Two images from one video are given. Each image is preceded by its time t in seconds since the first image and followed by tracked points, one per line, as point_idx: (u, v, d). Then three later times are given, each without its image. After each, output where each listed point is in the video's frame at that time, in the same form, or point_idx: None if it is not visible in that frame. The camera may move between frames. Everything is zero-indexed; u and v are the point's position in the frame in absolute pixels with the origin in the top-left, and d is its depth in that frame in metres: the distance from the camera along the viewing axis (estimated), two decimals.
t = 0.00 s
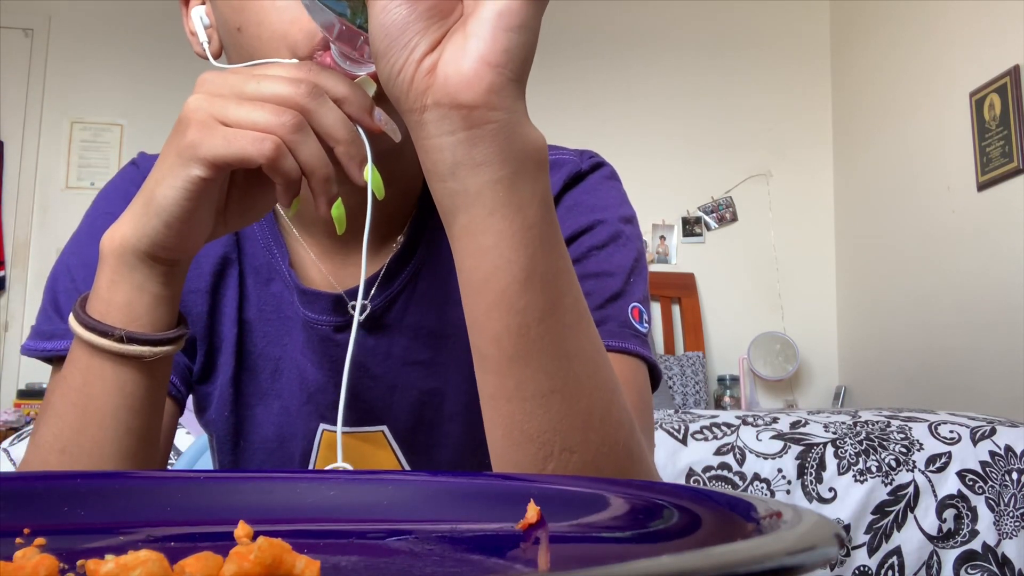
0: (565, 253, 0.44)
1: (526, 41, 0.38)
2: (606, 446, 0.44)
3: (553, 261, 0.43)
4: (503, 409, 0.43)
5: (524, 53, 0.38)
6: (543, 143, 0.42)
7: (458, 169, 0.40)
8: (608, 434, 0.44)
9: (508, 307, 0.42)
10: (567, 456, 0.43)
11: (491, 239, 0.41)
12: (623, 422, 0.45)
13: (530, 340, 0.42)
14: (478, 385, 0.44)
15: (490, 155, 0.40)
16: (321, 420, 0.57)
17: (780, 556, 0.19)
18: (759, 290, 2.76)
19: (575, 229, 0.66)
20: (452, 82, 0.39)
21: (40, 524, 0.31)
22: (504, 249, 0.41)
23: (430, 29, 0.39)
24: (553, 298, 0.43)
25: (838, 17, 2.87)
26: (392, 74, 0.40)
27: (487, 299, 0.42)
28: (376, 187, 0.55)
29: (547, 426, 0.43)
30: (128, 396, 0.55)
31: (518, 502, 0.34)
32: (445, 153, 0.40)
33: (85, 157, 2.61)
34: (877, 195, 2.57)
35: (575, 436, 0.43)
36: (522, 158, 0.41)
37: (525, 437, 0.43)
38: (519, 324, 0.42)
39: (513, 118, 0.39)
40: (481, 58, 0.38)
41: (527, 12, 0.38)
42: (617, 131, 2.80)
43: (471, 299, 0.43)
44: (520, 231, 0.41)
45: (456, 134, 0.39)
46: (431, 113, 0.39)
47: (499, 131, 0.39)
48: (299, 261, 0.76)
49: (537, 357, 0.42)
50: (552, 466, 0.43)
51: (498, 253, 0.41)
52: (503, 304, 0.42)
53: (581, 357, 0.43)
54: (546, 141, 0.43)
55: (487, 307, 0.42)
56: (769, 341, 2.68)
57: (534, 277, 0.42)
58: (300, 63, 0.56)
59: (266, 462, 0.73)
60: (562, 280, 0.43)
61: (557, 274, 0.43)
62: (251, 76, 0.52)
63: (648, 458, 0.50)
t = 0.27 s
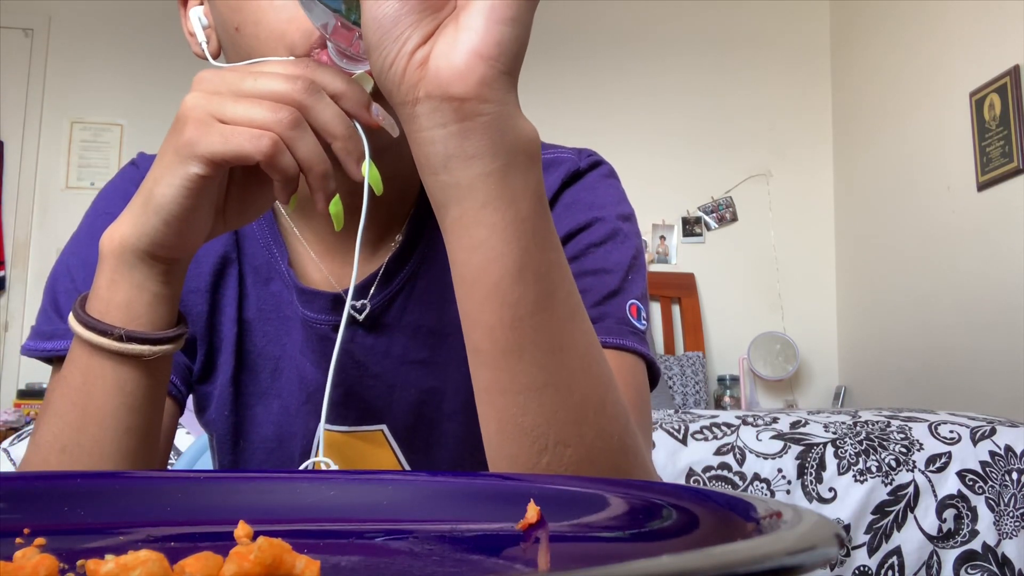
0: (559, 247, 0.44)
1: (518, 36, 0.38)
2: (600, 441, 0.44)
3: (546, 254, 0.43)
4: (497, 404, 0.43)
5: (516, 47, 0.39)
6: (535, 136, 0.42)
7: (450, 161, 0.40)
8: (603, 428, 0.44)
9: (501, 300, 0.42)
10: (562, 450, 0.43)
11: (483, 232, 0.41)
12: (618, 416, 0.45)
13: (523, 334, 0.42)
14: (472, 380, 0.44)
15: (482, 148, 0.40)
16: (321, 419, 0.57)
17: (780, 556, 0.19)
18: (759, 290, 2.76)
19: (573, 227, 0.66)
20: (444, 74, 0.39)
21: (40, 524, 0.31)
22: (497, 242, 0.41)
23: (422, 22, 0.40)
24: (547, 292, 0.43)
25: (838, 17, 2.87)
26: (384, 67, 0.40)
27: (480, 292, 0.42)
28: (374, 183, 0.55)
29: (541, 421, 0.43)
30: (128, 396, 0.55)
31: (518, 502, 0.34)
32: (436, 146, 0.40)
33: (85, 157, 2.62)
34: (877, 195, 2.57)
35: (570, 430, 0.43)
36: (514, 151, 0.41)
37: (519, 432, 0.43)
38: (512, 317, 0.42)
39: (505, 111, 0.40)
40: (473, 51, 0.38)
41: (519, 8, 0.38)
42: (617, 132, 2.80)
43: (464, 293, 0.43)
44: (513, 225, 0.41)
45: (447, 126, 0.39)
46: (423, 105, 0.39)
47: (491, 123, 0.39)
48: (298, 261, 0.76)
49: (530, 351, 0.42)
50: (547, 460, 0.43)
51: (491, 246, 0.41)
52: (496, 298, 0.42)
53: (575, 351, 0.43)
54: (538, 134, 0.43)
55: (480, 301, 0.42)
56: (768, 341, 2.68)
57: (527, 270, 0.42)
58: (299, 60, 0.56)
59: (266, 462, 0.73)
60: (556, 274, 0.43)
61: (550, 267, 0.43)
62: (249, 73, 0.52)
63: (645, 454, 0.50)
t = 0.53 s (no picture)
0: (552, 241, 0.44)
1: (510, 30, 0.38)
2: (594, 435, 0.44)
3: (539, 248, 0.43)
4: (490, 398, 0.43)
5: (508, 41, 0.38)
6: (527, 130, 0.42)
7: (441, 155, 0.40)
8: (597, 422, 0.44)
9: (494, 294, 0.42)
10: (556, 444, 0.43)
11: (476, 226, 0.41)
12: (612, 411, 0.45)
13: (516, 327, 0.42)
14: (466, 374, 0.44)
15: (473, 141, 0.40)
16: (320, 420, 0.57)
17: (780, 556, 0.19)
18: (759, 290, 2.76)
19: (571, 225, 0.66)
20: (436, 68, 0.38)
21: (40, 524, 0.31)
22: (490, 235, 0.41)
23: (415, 16, 0.39)
24: (540, 286, 0.43)
25: (838, 17, 2.87)
26: (376, 60, 0.40)
27: (472, 286, 0.42)
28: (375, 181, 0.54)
29: (535, 415, 0.43)
30: (129, 395, 0.55)
31: (517, 502, 0.34)
32: (428, 140, 0.40)
33: (85, 157, 2.62)
34: (878, 195, 2.57)
35: (563, 424, 0.43)
36: (506, 144, 0.41)
37: (513, 426, 0.43)
38: (505, 311, 0.42)
39: (496, 104, 0.39)
40: (466, 44, 0.38)
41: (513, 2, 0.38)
42: (617, 131, 2.80)
43: (457, 287, 0.43)
44: (505, 218, 0.41)
45: (439, 119, 0.39)
46: (415, 98, 0.39)
47: (483, 117, 0.39)
48: (298, 260, 0.76)
49: (523, 345, 0.42)
50: (540, 454, 0.43)
51: (483, 239, 0.41)
52: (488, 291, 0.42)
53: (569, 345, 0.43)
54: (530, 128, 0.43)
55: (473, 294, 0.42)
56: (769, 341, 2.68)
57: (520, 263, 0.42)
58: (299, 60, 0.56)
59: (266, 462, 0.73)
60: (549, 267, 0.43)
61: (543, 262, 0.43)
62: (249, 73, 0.52)
63: (639, 449, 0.50)
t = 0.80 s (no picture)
0: (554, 240, 0.44)
1: (513, 29, 0.38)
2: (597, 434, 0.44)
3: (541, 247, 0.43)
4: (493, 396, 0.43)
5: (511, 40, 0.38)
6: (530, 129, 0.42)
7: (444, 153, 0.40)
8: (600, 421, 0.44)
9: (497, 292, 0.42)
10: (558, 442, 0.43)
11: (478, 224, 0.41)
12: (614, 410, 0.45)
13: (518, 326, 0.42)
14: (468, 373, 0.44)
15: (476, 140, 0.40)
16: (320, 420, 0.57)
17: (780, 556, 0.19)
18: (759, 290, 2.76)
19: (571, 225, 0.66)
20: (439, 66, 0.39)
21: (40, 524, 0.31)
22: (492, 234, 0.41)
23: (417, 14, 0.39)
24: (542, 285, 0.43)
25: (838, 17, 2.87)
26: (379, 58, 0.40)
27: (475, 284, 0.42)
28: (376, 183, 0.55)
29: (537, 413, 0.43)
30: (129, 395, 0.55)
31: (518, 502, 0.34)
32: (431, 138, 0.40)
33: (85, 157, 2.62)
34: (878, 195, 2.57)
35: (566, 423, 0.43)
36: (508, 142, 0.41)
37: (515, 424, 0.43)
38: (508, 309, 0.42)
39: (499, 104, 0.39)
40: (469, 43, 0.38)
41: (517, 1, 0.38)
42: (617, 131, 2.80)
43: (459, 286, 0.43)
44: (507, 217, 0.41)
45: (441, 118, 0.39)
46: (417, 97, 0.39)
47: (485, 116, 0.39)
48: (297, 260, 0.76)
49: (525, 343, 0.42)
50: (543, 452, 0.43)
51: (485, 238, 0.41)
52: (490, 290, 0.42)
53: (571, 344, 0.43)
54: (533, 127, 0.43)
55: (475, 293, 0.42)
56: (769, 341, 2.68)
57: (522, 262, 0.42)
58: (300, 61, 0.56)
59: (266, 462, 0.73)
60: (551, 266, 0.43)
61: (545, 260, 0.43)
62: (250, 74, 0.52)
63: (641, 448, 0.50)
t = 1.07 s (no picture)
0: (557, 238, 0.44)
1: (519, 27, 0.38)
2: (599, 432, 0.44)
3: (544, 245, 0.43)
4: (495, 394, 0.43)
5: (517, 38, 0.38)
6: (534, 127, 0.42)
7: (448, 150, 0.40)
8: (601, 419, 0.44)
9: (500, 290, 0.42)
10: (560, 440, 0.43)
11: (481, 222, 0.41)
12: (616, 408, 0.45)
13: (520, 323, 0.42)
14: (470, 370, 0.44)
15: (480, 138, 0.40)
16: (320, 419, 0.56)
17: (780, 556, 0.19)
18: (759, 290, 2.76)
19: (572, 225, 0.66)
20: (444, 64, 0.38)
21: (40, 525, 0.31)
22: (495, 232, 0.41)
23: (423, 11, 0.39)
24: (545, 282, 0.43)
25: (838, 17, 2.87)
26: (383, 55, 0.40)
27: (477, 282, 0.42)
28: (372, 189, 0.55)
29: (540, 411, 0.43)
30: (131, 396, 0.55)
31: (518, 501, 0.34)
32: (435, 136, 0.40)
33: (85, 156, 2.62)
34: (877, 195, 2.57)
35: (568, 421, 0.43)
36: (512, 140, 0.41)
37: (518, 422, 0.43)
38: (511, 307, 0.42)
39: (503, 102, 0.39)
40: (474, 41, 0.38)
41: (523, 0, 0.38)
42: (617, 131, 2.80)
43: (462, 283, 0.43)
44: (511, 215, 0.41)
45: (445, 116, 0.39)
46: (422, 94, 0.39)
47: (489, 114, 0.39)
48: (298, 260, 0.76)
49: (528, 340, 0.42)
50: (545, 451, 0.43)
51: (489, 235, 0.41)
52: (493, 287, 0.42)
53: (573, 343, 0.43)
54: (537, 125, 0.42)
55: (478, 290, 0.42)
56: (768, 341, 2.68)
57: (525, 260, 0.42)
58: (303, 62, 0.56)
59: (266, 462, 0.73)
60: (554, 264, 0.43)
61: (548, 258, 0.43)
62: (254, 75, 0.52)
63: (642, 446, 0.50)
